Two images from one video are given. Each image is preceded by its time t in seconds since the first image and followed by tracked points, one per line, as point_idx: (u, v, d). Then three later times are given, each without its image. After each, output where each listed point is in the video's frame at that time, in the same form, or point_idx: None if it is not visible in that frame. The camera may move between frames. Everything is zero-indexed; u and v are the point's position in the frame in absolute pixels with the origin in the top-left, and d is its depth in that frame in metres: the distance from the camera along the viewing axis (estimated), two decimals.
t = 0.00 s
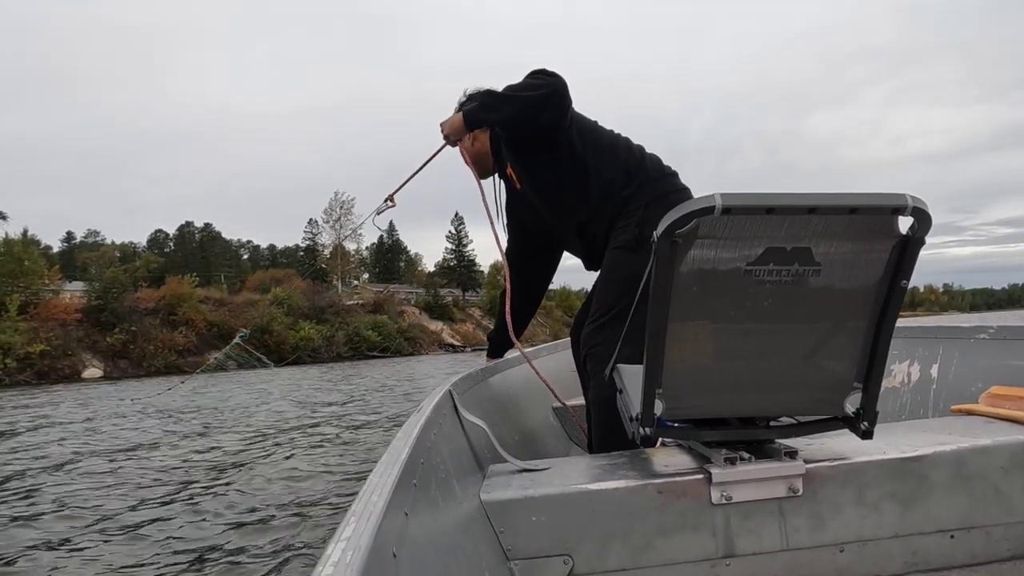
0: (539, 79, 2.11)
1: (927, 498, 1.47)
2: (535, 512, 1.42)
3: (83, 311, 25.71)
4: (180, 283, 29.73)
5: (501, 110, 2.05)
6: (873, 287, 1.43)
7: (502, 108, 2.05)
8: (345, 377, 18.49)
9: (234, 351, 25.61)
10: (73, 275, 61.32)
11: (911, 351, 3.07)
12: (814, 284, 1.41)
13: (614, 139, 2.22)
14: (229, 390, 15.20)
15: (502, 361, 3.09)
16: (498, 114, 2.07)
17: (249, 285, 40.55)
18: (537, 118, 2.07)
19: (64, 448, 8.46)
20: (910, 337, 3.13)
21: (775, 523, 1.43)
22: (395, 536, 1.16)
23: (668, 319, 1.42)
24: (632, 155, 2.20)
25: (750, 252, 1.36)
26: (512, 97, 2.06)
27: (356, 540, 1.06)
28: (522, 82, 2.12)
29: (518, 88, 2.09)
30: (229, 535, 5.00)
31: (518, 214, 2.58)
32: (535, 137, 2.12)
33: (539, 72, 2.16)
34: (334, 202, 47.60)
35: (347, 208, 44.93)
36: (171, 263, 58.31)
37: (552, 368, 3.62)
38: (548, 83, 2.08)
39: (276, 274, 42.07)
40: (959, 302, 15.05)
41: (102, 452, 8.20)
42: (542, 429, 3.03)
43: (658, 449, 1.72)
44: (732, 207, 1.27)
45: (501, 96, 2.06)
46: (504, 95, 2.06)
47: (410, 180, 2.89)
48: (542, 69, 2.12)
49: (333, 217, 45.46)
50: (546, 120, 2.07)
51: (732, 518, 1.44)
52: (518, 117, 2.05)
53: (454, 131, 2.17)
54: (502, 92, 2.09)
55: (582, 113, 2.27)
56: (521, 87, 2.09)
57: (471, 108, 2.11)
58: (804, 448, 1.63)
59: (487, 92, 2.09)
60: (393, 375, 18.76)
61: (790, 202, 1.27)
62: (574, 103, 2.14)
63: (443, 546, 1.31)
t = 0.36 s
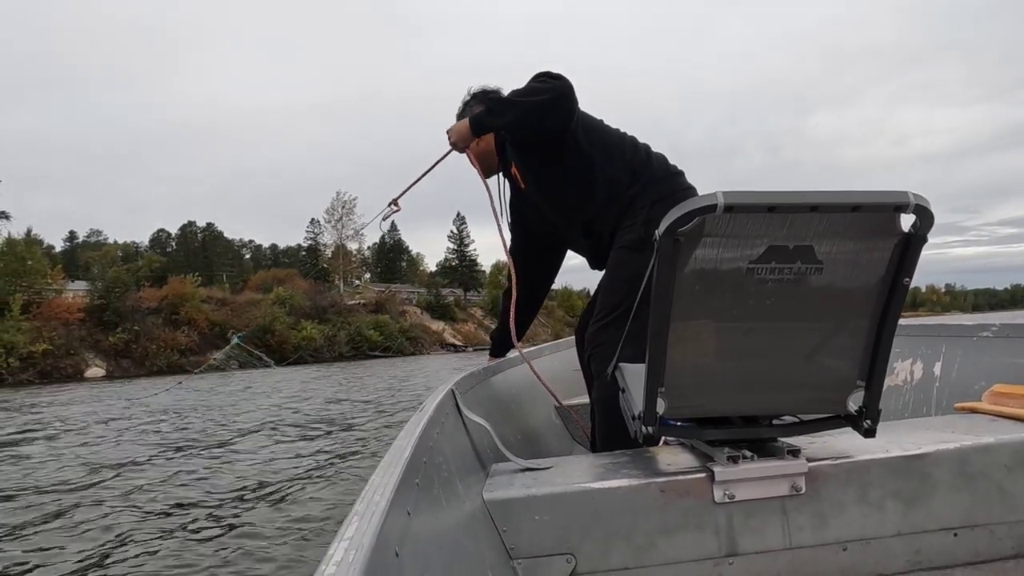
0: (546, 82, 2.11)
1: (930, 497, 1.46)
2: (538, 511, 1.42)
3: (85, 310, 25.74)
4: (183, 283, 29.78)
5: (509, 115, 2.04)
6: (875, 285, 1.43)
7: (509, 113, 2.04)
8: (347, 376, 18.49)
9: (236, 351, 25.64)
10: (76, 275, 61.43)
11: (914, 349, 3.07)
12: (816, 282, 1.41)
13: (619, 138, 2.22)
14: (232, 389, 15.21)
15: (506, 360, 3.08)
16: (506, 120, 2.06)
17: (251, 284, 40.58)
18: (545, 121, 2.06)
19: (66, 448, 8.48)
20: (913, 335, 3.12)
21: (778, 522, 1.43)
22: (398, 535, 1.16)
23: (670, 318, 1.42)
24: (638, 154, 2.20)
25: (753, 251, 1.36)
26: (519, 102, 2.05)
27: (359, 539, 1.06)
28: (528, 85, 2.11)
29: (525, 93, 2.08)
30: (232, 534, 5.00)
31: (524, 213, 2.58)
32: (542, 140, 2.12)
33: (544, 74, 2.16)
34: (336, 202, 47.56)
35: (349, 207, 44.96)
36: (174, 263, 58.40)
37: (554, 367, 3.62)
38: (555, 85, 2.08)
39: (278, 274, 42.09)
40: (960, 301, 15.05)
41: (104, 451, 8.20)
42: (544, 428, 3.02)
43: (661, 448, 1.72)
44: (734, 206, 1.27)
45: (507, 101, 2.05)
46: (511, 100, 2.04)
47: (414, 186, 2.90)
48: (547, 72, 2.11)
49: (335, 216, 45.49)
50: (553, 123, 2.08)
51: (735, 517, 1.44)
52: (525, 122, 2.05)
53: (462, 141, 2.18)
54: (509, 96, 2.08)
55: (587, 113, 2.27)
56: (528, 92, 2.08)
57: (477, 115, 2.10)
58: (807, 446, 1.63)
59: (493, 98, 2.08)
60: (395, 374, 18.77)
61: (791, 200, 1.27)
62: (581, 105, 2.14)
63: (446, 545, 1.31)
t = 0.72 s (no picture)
0: (547, 96, 2.09)
1: (935, 495, 1.46)
2: (542, 511, 1.42)
3: (88, 310, 25.80)
4: (185, 283, 29.82)
5: (519, 144, 2.03)
6: (878, 283, 1.43)
7: (519, 142, 2.03)
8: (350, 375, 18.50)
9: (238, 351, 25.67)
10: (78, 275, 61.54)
11: (918, 347, 3.06)
12: (819, 281, 1.40)
13: (620, 139, 2.21)
14: (234, 389, 15.23)
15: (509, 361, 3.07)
16: (515, 147, 2.05)
17: (253, 284, 40.61)
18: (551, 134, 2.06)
19: (69, 447, 8.49)
20: (917, 333, 3.11)
21: (782, 520, 1.43)
22: (403, 536, 1.17)
23: (673, 317, 1.41)
24: (639, 154, 2.19)
25: (755, 250, 1.36)
26: (527, 129, 2.03)
27: (365, 539, 1.06)
28: (530, 104, 2.09)
29: (530, 114, 2.06)
30: (233, 534, 5.00)
31: (526, 214, 2.58)
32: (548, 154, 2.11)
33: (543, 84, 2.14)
34: (338, 202, 47.58)
35: (351, 207, 45.00)
36: (176, 263, 58.47)
37: (557, 367, 3.61)
38: (558, 96, 2.08)
39: (280, 274, 42.12)
40: (964, 302, 14.99)
41: (106, 451, 8.22)
42: (547, 428, 3.02)
43: (665, 447, 1.72)
44: (736, 205, 1.26)
45: (515, 130, 2.03)
46: (519, 129, 2.02)
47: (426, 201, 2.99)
48: (548, 85, 2.09)
49: (337, 216, 45.53)
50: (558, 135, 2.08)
51: (740, 516, 1.43)
52: (533, 137, 2.04)
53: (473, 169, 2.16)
54: (515, 121, 2.05)
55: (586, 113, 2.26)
56: (533, 113, 2.06)
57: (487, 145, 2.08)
58: (810, 445, 1.63)
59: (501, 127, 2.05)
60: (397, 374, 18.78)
61: (793, 199, 1.26)
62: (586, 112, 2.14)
63: (451, 546, 1.31)
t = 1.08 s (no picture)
0: (554, 96, 2.10)
1: (936, 491, 1.46)
2: (544, 510, 1.42)
3: (91, 310, 25.90)
4: (187, 283, 29.88)
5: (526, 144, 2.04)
6: (879, 278, 1.43)
7: (525, 142, 2.04)
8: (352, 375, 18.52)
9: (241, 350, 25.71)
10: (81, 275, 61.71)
11: (918, 342, 3.06)
12: (818, 277, 1.41)
13: (625, 137, 2.21)
14: (237, 389, 15.27)
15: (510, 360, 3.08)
16: (522, 146, 2.05)
17: (255, 284, 40.68)
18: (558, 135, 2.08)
19: (72, 447, 8.51)
20: (918, 328, 3.11)
21: (784, 517, 1.43)
22: (405, 537, 1.17)
23: (674, 314, 1.42)
24: (645, 151, 2.19)
25: (755, 247, 1.36)
26: (534, 128, 2.04)
27: (367, 540, 1.07)
28: (537, 104, 2.09)
29: (537, 114, 2.07)
30: (236, 533, 5.02)
31: (532, 212, 2.59)
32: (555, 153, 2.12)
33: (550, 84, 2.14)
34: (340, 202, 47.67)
35: (353, 207, 45.08)
36: (179, 263, 58.58)
37: (559, 365, 3.62)
38: (566, 97, 2.09)
39: (283, 274, 42.18)
40: (966, 302, 15.01)
41: (109, 450, 8.24)
42: (549, 427, 3.02)
43: (666, 445, 1.72)
44: (735, 202, 1.26)
45: (522, 129, 2.03)
46: (525, 128, 2.03)
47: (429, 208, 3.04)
48: (556, 85, 2.10)
49: (339, 216, 45.61)
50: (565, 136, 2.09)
51: (742, 514, 1.44)
52: (540, 138, 2.05)
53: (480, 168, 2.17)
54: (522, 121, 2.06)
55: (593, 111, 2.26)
56: (541, 113, 2.07)
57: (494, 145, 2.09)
58: (811, 442, 1.63)
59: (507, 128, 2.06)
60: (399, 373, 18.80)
61: (793, 195, 1.26)
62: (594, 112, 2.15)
63: (454, 545, 1.32)
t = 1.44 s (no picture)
0: (556, 104, 2.10)
1: (932, 499, 1.46)
2: (540, 511, 1.43)
3: (94, 310, 25.96)
4: (190, 283, 29.91)
5: (529, 154, 2.04)
6: (878, 286, 1.43)
7: (528, 153, 2.03)
8: (354, 376, 18.54)
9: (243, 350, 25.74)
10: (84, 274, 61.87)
11: (917, 351, 3.06)
12: (819, 284, 1.41)
13: (625, 140, 2.21)
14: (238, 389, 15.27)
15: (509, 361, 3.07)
16: (524, 156, 2.05)
17: (258, 284, 40.73)
18: (561, 143, 2.08)
19: (74, 446, 8.53)
20: (916, 337, 3.11)
21: (778, 522, 1.44)
22: (400, 533, 1.17)
23: (673, 317, 1.42)
24: (645, 154, 2.20)
25: (756, 251, 1.36)
26: (536, 137, 2.04)
27: (361, 536, 1.07)
28: (539, 112, 2.10)
29: (540, 123, 2.07)
30: (236, 533, 5.02)
31: (532, 216, 2.59)
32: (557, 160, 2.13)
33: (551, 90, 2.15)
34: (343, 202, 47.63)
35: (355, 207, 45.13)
36: (181, 262, 58.68)
37: (557, 366, 3.61)
38: (568, 105, 2.10)
39: (285, 273, 42.19)
40: (969, 302, 14.94)
41: (111, 450, 8.26)
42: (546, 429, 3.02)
43: (662, 448, 1.72)
44: (736, 207, 1.27)
45: (525, 139, 2.03)
46: (528, 137, 2.03)
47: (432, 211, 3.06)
48: (558, 91, 2.11)
49: (342, 216, 45.72)
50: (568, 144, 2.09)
51: (736, 518, 1.44)
52: (543, 147, 2.05)
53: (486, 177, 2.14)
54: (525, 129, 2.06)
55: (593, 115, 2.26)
56: (543, 122, 2.07)
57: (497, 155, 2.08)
58: (807, 447, 1.63)
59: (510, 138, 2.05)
60: (400, 374, 18.79)
61: (794, 201, 1.27)
62: (595, 119, 2.15)
63: (448, 543, 1.32)
